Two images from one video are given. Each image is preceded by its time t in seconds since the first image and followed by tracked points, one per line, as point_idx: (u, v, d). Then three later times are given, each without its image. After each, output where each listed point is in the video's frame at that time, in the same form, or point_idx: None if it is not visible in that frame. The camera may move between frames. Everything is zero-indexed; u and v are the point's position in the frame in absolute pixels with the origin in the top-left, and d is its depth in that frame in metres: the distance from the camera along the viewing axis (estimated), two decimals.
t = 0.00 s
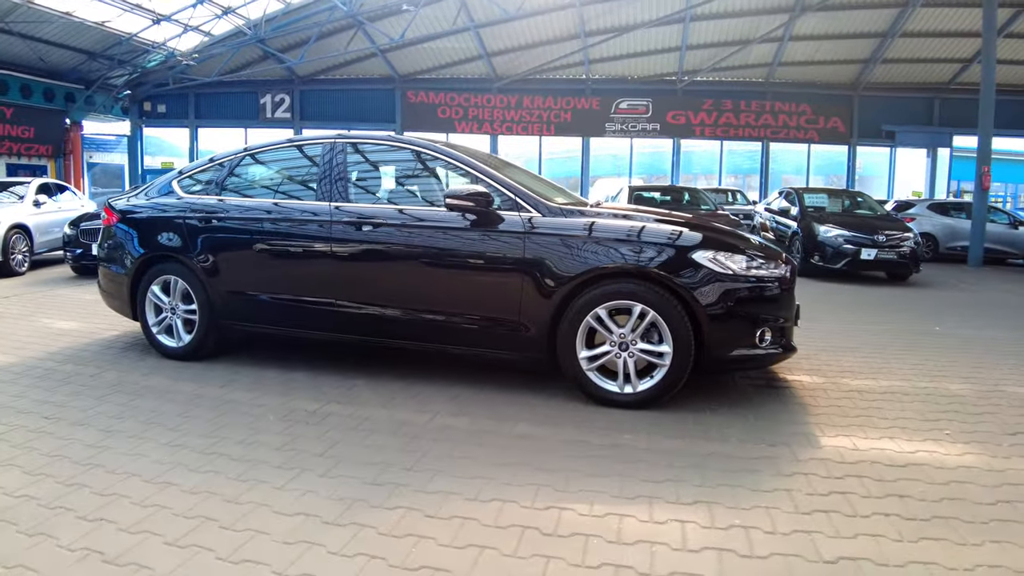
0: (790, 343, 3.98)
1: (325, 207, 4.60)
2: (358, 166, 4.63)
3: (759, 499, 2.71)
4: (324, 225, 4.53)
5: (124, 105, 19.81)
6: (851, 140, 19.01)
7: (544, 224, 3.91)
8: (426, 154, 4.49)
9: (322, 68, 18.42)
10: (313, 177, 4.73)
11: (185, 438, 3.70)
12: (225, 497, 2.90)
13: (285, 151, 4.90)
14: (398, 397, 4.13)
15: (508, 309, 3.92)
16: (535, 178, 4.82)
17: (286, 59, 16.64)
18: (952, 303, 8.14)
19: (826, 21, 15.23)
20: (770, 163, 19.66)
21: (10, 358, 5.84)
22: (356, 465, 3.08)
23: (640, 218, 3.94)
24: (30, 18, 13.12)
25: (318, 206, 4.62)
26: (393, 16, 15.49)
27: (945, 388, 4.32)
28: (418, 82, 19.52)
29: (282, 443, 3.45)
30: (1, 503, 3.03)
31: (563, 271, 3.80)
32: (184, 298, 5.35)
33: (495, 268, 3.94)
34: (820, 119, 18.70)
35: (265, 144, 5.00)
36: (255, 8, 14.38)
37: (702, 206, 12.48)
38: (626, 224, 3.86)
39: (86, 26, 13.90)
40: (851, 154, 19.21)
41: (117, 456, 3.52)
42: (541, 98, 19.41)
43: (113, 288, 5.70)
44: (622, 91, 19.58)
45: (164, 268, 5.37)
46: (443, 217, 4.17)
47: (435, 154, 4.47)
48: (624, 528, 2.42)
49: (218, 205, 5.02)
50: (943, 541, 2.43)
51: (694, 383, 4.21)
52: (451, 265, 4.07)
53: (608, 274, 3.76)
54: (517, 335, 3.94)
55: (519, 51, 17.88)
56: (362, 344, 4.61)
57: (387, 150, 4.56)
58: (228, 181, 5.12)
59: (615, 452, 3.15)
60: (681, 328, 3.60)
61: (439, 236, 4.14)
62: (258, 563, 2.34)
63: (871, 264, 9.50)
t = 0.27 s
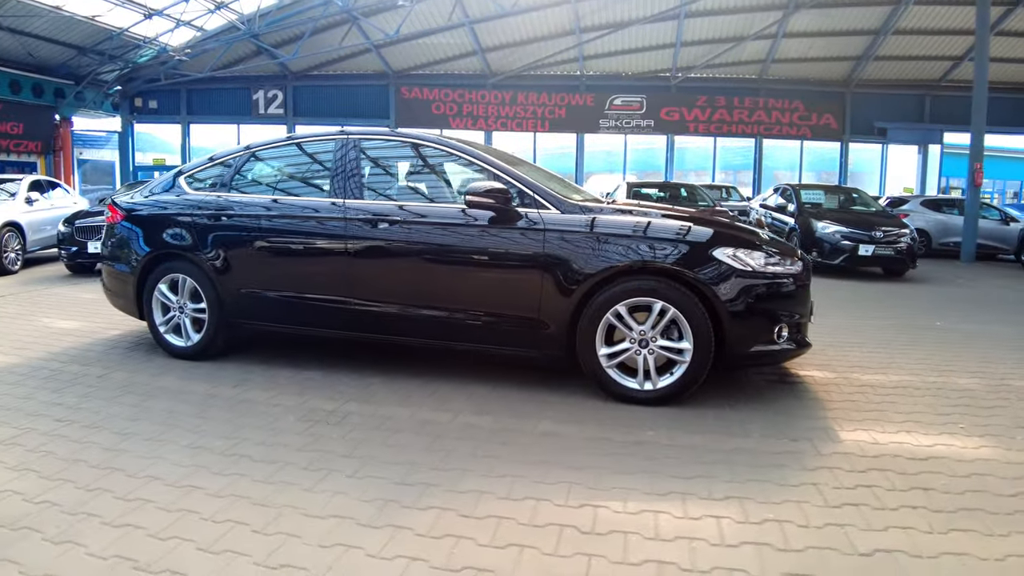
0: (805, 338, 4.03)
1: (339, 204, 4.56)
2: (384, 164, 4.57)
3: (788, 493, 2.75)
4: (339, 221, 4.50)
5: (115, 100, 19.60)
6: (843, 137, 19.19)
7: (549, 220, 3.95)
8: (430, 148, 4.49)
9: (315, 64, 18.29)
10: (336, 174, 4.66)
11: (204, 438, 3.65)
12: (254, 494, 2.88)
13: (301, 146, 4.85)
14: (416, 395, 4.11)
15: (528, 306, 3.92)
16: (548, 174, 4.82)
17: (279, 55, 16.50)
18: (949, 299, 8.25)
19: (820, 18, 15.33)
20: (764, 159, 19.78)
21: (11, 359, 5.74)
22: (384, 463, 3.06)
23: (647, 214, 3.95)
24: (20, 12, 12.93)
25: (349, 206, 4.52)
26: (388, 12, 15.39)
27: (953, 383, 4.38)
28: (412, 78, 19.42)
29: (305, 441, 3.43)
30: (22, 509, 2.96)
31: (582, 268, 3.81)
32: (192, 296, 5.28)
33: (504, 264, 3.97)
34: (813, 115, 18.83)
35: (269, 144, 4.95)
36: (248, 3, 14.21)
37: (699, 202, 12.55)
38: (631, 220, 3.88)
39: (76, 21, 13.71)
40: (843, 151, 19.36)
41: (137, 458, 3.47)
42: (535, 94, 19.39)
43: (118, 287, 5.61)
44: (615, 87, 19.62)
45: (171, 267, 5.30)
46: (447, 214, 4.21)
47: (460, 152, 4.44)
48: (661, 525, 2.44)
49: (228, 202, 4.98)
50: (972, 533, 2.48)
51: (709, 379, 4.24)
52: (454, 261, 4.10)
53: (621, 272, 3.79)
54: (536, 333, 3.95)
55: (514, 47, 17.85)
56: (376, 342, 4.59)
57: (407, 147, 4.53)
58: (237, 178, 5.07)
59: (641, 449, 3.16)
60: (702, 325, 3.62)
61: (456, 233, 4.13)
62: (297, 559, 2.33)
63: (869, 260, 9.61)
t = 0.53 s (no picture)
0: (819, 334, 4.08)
1: (351, 203, 4.53)
2: (391, 161, 4.57)
3: (813, 488, 2.79)
4: (353, 219, 4.47)
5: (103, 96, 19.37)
6: (835, 134, 19.35)
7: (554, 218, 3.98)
8: (426, 145, 4.51)
9: (307, 60, 18.15)
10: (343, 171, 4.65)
11: (223, 440, 3.60)
12: (283, 496, 2.85)
13: (306, 145, 4.84)
14: (433, 393, 4.11)
15: (547, 304, 3.92)
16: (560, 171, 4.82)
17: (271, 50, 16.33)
18: (946, 294, 8.36)
19: (813, 16, 15.45)
20: (756, 156, 19.91)
21: (12, 362, 5.63)
22: (411, 463, 3.05)
23: (649, 210, 3.98)
24: (8, 6, 12.72)
25: (351, 201, 4.54)
26: (382, 7, 15.28)
27: (961, 377, 4.45)
28: (405, 74, 19.32)
29: (327, 442, 3.40)
30: (43, 517, 2.89)
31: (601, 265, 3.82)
32: (200, 296, 5.20)
33: (506, 261, 4.00)
34: (805, 112, 18.97)
35: (269, 142, 4.96)
36: None
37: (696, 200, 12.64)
38: (632, 216, 3.92)
39: (66, 15, 13.50)
40: (835, 148, 19.53)
41: (156, 461, 3.41)
42: (529, 91, 19.36)
43: (122, 287, 5.52)
44: (609, 84, 19.65)
45: (178, 266, 5.22)
46: (445, 211, 4.24)
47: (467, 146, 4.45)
48: (695, 521, 2.47)
49: (237, 199, 4.92)
50: (998, 524, 2.53)
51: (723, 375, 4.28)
52: (462, 259, 4.12)
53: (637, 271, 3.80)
54: (555, 331, 3.96)
55: (508, 44, 17.83)
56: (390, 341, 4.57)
57: (414, 144, 4.53)
58: (244, 177, 5.01)
59: (666, 446, 3.18)
60: (720, 322, 3.65)
61: (474, 231, 4.12)
62: (336, 559, 2.32)
63: (865, 257, 9.73)
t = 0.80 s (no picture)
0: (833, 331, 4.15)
1: (366, 202, 4.49)
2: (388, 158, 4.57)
3: (841, 482, 2.85)
4: (368, 217, 4.43)
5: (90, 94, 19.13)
6: (823, 133, 19.60)
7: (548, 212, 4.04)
8: (425, 142, 4.53)
9: (298, 58, 18.02)
10: (343, 169, 4.65)
11: (245, 442, 3.55)
12: (317, 497, 2.83)
13: (305, 146, 4.83)
14: (453, 393, 4.10)
15: (567, 302, 3.94)
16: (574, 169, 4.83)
17: (263, 48, 16.20)
18: (940, 292, 8.52)
19: (802, 16, 15.64)
20: (746, 155, 20.10)
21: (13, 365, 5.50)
22: (443, 463, 3.04)
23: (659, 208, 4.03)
24: None
25: (342, 198, 4.56)
26: (375, 4, 15.21)
27: (967, 372, 4.54)
28: (396, 73, 19.24)
29: (353, 442, 3.37)
30: (69, 525, 2.81)
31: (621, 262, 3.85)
32: (209, 296, 5.08)
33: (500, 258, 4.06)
34: (794, 112, 19.21)
35: (265, 141, 4.99)
36: None
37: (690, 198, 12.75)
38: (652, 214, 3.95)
39: (52, 12, 13.29)
40: (823, 147, 19.78)
41: (178, 465, 3.34)
42: (520, 90, 19.36)
43: (127, 287, 5.38)
44: (600, 83, 19.74)
45: (186, 265, 5.09)
46: (453, 208, 4.25)
47: (462, 141, 4.47)
48: (732, 517, 2.51)
49: (248, 197, 4.85)
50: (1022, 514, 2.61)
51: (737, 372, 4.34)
52: (481, 257, 4.12)
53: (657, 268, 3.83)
54: (576, 330, 3.97)
55: (499, 42, 17.84)
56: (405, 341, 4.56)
57: (422, 142, 4.53)
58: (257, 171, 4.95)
59: (692, 442, 3.22)
60: (739, 320, 3.71)
61: (493, 229, 4.12)
62: (381, 559, 2.30)
63: (859, 255, 9.88)
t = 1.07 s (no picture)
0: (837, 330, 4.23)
1: (376, 203, 4.42)
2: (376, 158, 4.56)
3: (859, 479, 2.92)
4: (380, 219, 4.36)
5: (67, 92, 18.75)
6: (806, 133, 19.94)
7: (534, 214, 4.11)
8: (418, 144, 4.53)
9: (283, 57, 17.84)
10: (336, 170, 4.62)
11: (263, 452, 3.45)
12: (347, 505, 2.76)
13: (299, 149, 4.80)
14: (470, 397, 4.07)
15: (582, 305, 3.94)
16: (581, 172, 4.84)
17: (247, 46, 15.99)
18: (926, 291, 8.71)
19: (786, 18, 15.89)
20: (730, 156, 20.32)
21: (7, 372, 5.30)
22: (469, 469, 3.02)
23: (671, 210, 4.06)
24: None
25: (342, 200, 4.51)
26: (362, 3, 15.10)
27: (964, 370, 4.67)
28: (382, 72, 19.11)
29: (376, 448, 3.33)
30: (88, 538, 2.71)
31: (636, 264, 3.86)
32: (212, 300, 4.92)
33: (499, 259, 4.07)
34: (777, 113, 19.49)
35: (257, 144, 4.94)
36: None
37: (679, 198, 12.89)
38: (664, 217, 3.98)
39: (32, 9, 12.97)
40: (806, 148, 20.10)
41: (197, 477, 3.23)
42: (507, 90, 19.36)
43: (123, 292, 5.19)
44: (586, 84, 19.84)
45: (186, 268, 4.92)
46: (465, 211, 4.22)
47: (453, 141, 4.50)
48: (762, 516, 2.56)
49: (254, 199, 4.75)
50: None
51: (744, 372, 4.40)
52: (495, 260, 4.09)
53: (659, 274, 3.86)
54: (590, 332, 3.97)
55: (486, 42, 17.83)
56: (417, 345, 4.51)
57: (431, 143, 4.51)
58: (263, 171, 4.85)
59: (710, 443, 3.26)
60: (751, 320, 3.76)
61: (507, 232, 4.09)
62: (420, 564, 2.28)
63: (847, 254, 10.07)
